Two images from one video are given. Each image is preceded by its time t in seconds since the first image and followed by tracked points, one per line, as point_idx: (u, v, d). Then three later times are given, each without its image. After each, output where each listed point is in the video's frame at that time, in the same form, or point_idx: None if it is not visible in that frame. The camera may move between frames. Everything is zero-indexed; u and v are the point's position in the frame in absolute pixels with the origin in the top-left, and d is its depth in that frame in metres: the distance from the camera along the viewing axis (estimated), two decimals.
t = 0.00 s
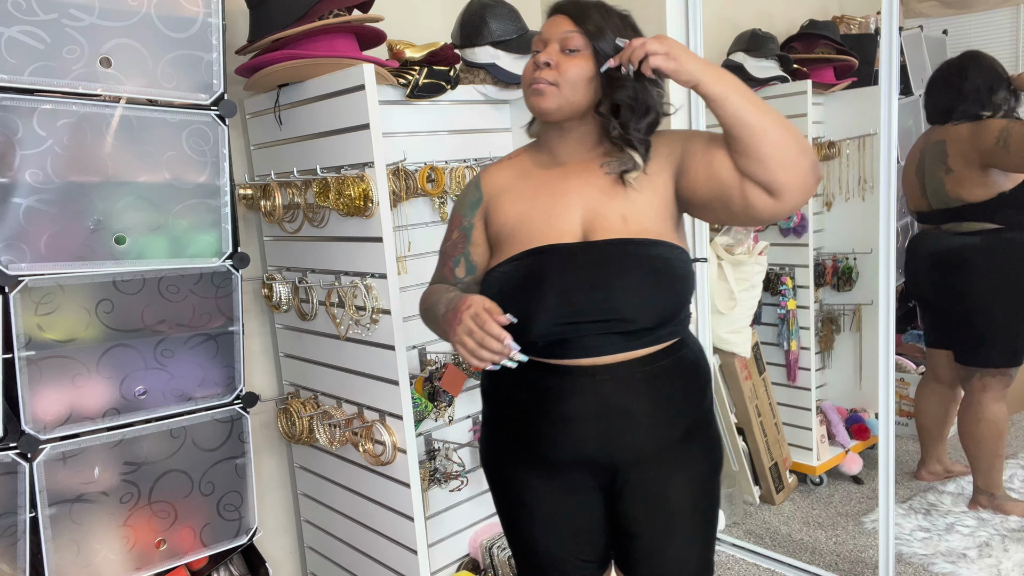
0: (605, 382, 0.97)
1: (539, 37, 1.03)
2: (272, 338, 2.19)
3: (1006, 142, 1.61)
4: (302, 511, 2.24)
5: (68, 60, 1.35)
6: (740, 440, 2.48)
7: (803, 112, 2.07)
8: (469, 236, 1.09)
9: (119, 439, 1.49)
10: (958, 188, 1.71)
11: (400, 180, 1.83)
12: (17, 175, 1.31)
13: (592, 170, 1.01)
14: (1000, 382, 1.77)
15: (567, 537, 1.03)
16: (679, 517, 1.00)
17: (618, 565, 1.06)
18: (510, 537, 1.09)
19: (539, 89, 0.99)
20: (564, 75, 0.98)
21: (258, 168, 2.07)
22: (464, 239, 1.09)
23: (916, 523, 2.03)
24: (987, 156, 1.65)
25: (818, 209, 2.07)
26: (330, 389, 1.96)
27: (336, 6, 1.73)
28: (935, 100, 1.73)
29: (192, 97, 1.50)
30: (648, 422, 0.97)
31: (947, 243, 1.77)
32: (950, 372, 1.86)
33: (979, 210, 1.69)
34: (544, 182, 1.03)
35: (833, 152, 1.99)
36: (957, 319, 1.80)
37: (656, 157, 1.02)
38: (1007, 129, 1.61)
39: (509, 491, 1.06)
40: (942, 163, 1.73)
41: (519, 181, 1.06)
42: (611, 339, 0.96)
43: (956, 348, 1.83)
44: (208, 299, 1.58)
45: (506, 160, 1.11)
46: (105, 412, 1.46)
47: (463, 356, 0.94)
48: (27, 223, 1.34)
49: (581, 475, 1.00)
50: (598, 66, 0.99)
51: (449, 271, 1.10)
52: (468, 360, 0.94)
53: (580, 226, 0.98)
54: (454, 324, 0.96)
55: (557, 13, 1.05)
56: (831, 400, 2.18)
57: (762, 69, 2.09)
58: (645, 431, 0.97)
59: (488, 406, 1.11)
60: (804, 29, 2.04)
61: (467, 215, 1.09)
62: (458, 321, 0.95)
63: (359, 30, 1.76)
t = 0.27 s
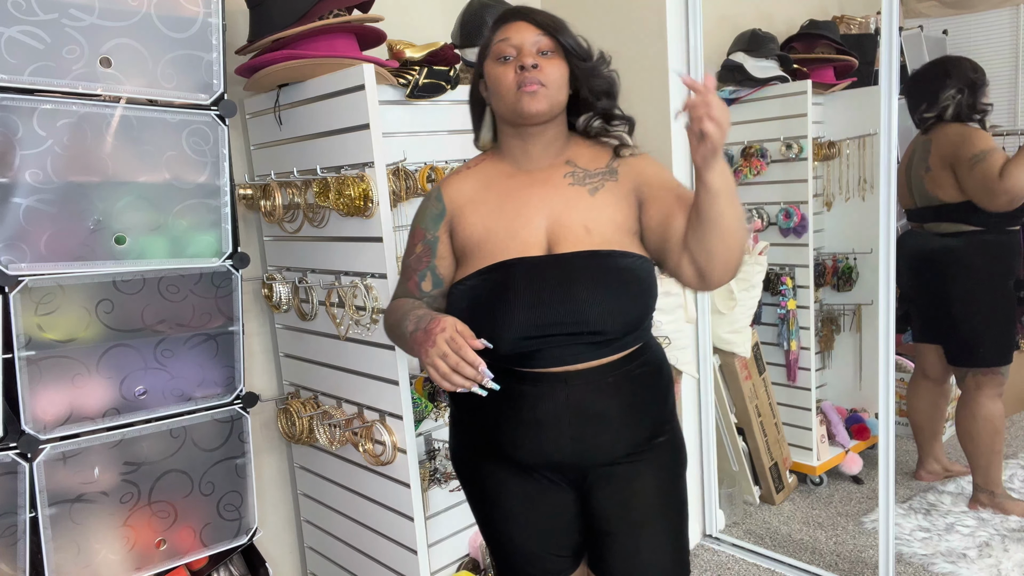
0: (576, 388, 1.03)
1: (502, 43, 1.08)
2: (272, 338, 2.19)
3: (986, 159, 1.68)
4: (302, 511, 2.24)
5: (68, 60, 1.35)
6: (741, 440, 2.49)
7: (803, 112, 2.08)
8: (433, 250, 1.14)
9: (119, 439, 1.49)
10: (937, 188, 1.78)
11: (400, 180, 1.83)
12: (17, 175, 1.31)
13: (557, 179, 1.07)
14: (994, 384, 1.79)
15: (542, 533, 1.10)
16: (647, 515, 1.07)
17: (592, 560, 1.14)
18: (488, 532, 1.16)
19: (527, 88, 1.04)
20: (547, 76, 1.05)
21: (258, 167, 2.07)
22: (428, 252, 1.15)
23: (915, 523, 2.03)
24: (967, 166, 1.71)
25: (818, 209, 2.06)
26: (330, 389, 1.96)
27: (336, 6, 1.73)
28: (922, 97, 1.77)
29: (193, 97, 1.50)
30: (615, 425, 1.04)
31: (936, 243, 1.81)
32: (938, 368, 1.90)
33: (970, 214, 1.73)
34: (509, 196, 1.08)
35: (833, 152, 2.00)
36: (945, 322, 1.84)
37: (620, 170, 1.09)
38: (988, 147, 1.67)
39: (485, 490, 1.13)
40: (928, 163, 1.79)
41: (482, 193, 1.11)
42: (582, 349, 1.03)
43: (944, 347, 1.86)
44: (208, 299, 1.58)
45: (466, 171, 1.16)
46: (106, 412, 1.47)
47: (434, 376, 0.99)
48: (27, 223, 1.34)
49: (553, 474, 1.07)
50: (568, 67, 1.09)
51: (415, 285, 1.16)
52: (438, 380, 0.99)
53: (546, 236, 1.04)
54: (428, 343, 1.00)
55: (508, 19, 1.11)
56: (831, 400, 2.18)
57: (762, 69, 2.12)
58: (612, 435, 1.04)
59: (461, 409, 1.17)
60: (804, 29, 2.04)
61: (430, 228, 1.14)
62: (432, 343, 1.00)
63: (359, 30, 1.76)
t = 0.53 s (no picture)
0: (564, 385, 1.06)
1: (501, 45, 1.11)
2: (272, 338, 2.20)
3: (966, 162, 1.72)
4: (302, 511, 2.24)
5: (68, 60, 1.35)
6: (740, 440, 2.49)
7: (803, 112, 2.08)
8: (416, 248, 1.13)
9: (118, 439, 1.49)
10: (922, 190, 1.82)
11: (401, 180, 1.81)
12: (17, 175, 1.31)
13: (542, 182, 1.14)
14: (992, 380, 1.81)
15: (533, 537, 1.11)
16: (636, 509, 1.10)
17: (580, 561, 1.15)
18: (476, 541, 1.16)
19: (525, 98, 1.08)
20: (545, 80, 1.09)
21: (258, 168, 2.07)
22: (411, 250, 1.13)
23: (915, 523, 2.03)
24: (947, 170, 1.76)
25: (818, 209, 2.06)
26: (330, 389, 1.96)
27: (336, 6, 1.73)
28: (914, 96, 1.79)
29: (193, 97, 1.50)
30: (603, 422, 1.08)
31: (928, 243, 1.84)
32: (935, 367, 1.92)
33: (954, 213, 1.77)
34: (494, 196, 1.11)
35: (833, 152, 2.00)
36: (941, 323, 1.86)
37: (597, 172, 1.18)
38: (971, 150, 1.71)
39: (472, 497, 1.13)
40: (913, 165, 1.83)
41: (465, 191, 1.12)
42: (570, 346, 1.06)
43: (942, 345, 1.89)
44: (208, 299, 1.58)
45: (444, 167, 1.16)
46: (105, 412, 1.47)
47: (437, 378, 0.95)
48: (27, 223, 1.34)
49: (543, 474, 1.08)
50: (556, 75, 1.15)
51: (396, 284, 1.13)
52: (441, 382, 0.95)
53: (535, 235, 1.09)
54: (432, 344, 0.97)
55: (500, 20, 1.14)
56: (831, 400, 2.18)
57: (763, 69, 2.13)
58: (599, 429, 1.07)
59: (442, 417, 1.17)
60: (805, 29, 2.03)
61: (412, 226, 1.12)
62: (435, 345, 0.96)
63: (359, 30, 1.76)
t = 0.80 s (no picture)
0: (556, 383, 1.06)
1: (503, 51, 1.10)
2: (272, 338, 2.20)
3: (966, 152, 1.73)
4: (302, 511, 2.25)
5: (68, 60, 1.35)
6: (740, 440, 2.49)
7: (803, 112, 2.08)
8: (412, 239, 1.12)
9: (118, 439, 1.49)
10: (919, 189, 1.83)
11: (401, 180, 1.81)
12: (17, 175, 1.31)
13: (530, 175, 1.14)
14: (986, 378, 1.83)
15: (528, 538, 1.10)
16: (630, 506, 1.10)
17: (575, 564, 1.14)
18: (470, 544, 1.15)
19: (525, 115, 1.09)
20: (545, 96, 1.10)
21: (258, 168, 2.07)
22: (407, 242, 1.12)
23: (915, 523, 2.03)
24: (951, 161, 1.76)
25: (818, 209, 2.06)
26: (330, 389, 1.96)
27: (336, 6, 1.73)
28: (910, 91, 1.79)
29: (193, 97, 1.50)
30: (596, 418, 1.08)
31: (926, 241, 1.84)
32: (936, 364, 1.91)
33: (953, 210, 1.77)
34: (485, 189, 1.11)
35: (833, 152, 2.00)
36: (940, 323, 1.86)
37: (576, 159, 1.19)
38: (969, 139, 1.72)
39: (464, 500, 1.12)
40: (912, 163, 1.83)
41: (456, 184, 1.13)
42: (562, 341, 1.07)
43: (941, 343, 1.88)
44: (208, 299, 1.58)
45: (434, 164, 1.17)
46: (105, 412, 1.47)
47: (468, 348, 0.94)
48: (27, 223, 1.34)
49: (536, 474, 1.08)
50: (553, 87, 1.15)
51: (393, 276, 1.12)
52: (472, 352, 0.94)
53: (528, 225, 1.09)
54: (461, 317, 0.97)
55: (507, 24, 1.12)
56: (831, 400, 2.18)
57: (762, 69, 2.13)
58: (591, 427, 1.08)
59: (431, 419, 1.17)
60: (805, 29, 2.02)
61: (406, 217, 1.12)
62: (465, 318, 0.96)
63: (359, 30, 1.76)
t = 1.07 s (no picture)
0: (548, 385, 1.06)
1: (477, 51, 1.11)
2: (272, 338, 2.20)
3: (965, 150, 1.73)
4: (302, 511, 2.24)
5: (68, 60, 1.35)
6: (740, 440, 2.49)
7: (803, 112, 2.08)
8: (395, 248, 1.14)
9: (118, 439, 1.49)
10: (921, 188, 1.82)
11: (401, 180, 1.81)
12: (17, 175, 1.31)
13: (519, 175, 1.14)
14: (988, 377, 1.83)
15: (521, 543, 1.10)
16: (625, 510, 1.10)
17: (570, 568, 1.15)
18: (465, 548, 1.16)
19: (504, 111, 1.09)
20: (522, 90, 1.10)
21: (258, 168, 2.07)
22: (389, 250, 1.14)
23: (916, 523, 2.03)
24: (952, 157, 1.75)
25: (818, 209, 2.06)
26: (330, 389, 1.96)
27: (336, 6, 1.72)
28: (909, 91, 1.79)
29: (193, 97, 1.50)
30: (588, 421, 1.08)
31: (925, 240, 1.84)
32: (940, 363, 1.90)
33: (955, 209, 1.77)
34: (473, 192, 1.11)
35: (833, 152, 2.00)
36: (942, 322, 1.86)
37: (567, 158, 1.18)
38: (966, 137, 1.72)
39: (459, 504, 1.13)
40: (915, 163, 1.82)
41: (444, 189, 1.13)
42: (554, 342, 1.06)
43: (943, 343, 1.88)
44: (208, 299, 1.58)
45: (422, 170, 1.18)
46: (105, 412, 1.46)
47: (434, 388, 0.94)
48: (27, 223, 1.34)
49: (530, 477, 1.08)
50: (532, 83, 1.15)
51: (376, 286, 1.15)
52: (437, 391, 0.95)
53: (516, 226, 1.09)
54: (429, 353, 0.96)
55: (479, 25, 1.14)
56: (831, 400, 2.18)
57: (763, 69, 2.13)
58: (584, 429, 1.07)
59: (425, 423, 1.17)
60: (804, 29, 2.02)
61: (390, 226, 1.14)
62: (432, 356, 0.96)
63: (359, 30, 1.76)
